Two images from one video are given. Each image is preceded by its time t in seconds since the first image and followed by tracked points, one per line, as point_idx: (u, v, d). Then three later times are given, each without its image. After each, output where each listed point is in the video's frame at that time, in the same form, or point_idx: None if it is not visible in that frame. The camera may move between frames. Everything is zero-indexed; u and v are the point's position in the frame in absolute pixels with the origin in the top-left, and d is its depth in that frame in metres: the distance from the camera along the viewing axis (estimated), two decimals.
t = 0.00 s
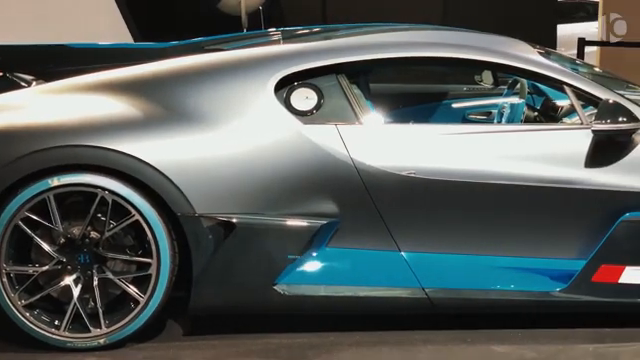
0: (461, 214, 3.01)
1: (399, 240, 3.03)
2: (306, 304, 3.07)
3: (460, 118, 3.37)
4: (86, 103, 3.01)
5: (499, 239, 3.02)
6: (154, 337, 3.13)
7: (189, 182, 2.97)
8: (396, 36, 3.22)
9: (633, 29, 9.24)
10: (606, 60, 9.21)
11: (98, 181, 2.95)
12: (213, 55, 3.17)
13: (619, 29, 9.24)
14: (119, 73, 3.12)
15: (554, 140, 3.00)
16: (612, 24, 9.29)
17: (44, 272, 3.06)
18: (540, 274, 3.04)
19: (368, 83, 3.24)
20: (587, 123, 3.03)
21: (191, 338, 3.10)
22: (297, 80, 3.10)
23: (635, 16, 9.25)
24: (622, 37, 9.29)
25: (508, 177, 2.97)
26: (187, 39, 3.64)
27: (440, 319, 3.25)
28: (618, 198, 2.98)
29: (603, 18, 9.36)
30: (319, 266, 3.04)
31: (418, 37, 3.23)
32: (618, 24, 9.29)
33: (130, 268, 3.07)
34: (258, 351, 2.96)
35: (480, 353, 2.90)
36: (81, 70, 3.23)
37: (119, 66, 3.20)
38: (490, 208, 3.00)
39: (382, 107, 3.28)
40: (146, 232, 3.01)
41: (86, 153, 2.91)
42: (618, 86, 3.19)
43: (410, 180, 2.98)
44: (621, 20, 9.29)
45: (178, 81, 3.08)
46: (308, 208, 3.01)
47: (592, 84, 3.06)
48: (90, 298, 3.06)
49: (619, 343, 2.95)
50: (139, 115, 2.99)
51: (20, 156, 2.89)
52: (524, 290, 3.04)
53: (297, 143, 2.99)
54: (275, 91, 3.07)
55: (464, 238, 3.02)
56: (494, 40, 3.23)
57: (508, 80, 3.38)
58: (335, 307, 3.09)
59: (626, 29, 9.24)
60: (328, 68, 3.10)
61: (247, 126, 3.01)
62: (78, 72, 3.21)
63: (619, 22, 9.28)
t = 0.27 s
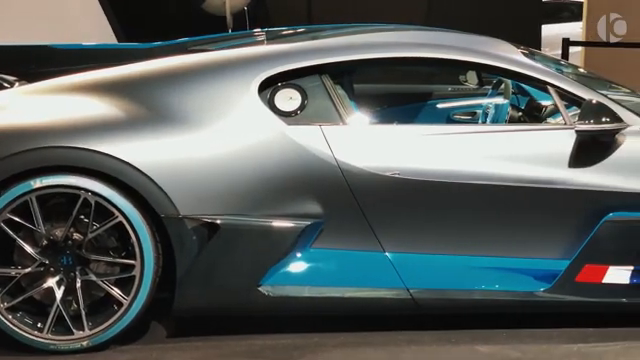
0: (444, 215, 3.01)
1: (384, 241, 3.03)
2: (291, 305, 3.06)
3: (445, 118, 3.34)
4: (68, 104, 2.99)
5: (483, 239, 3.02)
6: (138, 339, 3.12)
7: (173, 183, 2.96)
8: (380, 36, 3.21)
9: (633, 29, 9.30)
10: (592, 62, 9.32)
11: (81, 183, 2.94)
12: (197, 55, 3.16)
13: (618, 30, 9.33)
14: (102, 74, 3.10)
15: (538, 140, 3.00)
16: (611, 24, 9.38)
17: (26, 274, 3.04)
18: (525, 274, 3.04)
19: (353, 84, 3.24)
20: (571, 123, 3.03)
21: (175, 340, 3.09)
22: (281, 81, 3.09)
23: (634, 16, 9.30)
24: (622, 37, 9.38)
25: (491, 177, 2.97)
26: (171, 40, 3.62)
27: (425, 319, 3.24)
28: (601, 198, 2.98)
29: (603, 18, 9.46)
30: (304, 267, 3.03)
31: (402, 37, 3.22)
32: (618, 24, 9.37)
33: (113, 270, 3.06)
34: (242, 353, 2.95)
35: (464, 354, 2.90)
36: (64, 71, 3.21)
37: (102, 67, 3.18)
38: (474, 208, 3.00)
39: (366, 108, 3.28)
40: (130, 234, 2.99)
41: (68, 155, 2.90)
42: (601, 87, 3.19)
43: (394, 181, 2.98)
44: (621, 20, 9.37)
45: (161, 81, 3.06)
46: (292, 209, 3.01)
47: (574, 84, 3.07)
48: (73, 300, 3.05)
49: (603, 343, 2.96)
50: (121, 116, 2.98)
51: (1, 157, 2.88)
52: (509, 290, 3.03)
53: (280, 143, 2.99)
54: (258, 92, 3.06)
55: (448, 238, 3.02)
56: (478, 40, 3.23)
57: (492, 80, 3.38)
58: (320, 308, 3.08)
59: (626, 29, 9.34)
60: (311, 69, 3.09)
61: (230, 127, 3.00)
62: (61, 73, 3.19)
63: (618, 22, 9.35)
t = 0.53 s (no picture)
0: (430, 216, 3.01)
1: (369, 242, 3.02)
2: (276, 307, 3.06)
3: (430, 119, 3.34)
4: (52, 105, 2.97)
5: (468, 240, 3.02)
6: (122, 341, 3.11)
7: (157, 185, 2.94)
8: (366, 37, 3.21)
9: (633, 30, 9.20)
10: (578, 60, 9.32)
11: (65, 185, 2.92)
12: (181, 57, 3.15)
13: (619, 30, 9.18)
14: (86, 75, 3.09)
15: (522, 140, 3.01)
16: (611, 24, 9.22)
17: (10, 276, 3.02)
18: (510, 274, 3.04)
19: (338, 85, 3.23)
20: (555, 124, 3.05)
21: (160, 342, 3.08)
22: (265, 82, 3.09)
23: (634, 16, 9.20)
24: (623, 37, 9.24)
25: (476, 178, 2.98)
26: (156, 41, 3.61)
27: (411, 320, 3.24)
28: (586, 198, 2.98)
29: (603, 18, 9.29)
30: (289, 268, 3.03)
31: (386, 38, 3.22)
32: (618, 24, 9.21)
33: (98, 272, 3.04)
34: (227, 355, 2.95)
35: (449, 354, 2.90)
36: (47, 72, 3.19)
37: (86, 68, 3.17)
38: (459, 209, 3.00)
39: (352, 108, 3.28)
40: (114, 236, 2.98)
41: (51, 156, 2.88)
42: (586, 87, 3.20)
43: (379, 182, 2.98)
44: (621, 20, 9.22)
45: (145, 83, 3.05)
46: (277, 211, 3.00)
47: (559, 85, 3.08)
48: (57, 303, 3.03)
49: (587, 343, 2.97)
50: (104, 118, 2.96)
51: None
52: (494, 291, 3.03)
53: (265, 145, 2.98)
54: (243, 93, 3.05)
55: (433, 239, 3.02)
56: (463, 41, 3.23)
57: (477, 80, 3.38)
58: (305, 310, 3.08)
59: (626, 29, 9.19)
60: (296, 70, 3.09)
61: (215, 128, 2.99)
62: (44, 74, 3.17)
63: (618, 22, 9.21)
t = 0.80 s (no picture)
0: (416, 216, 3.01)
1: (355, 243, 3.02)
2: (262, 309, 3.05)
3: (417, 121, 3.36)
4: (36, 106, 2.96)
5: (454, 241, 3.02)
6: (108, 343, 3.10)
7: (142, 186, 2.93)
8: (352, 38, 3.21)
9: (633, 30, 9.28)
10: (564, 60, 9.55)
11: (50, 186, 2.90)
12: (167, 58, 3.14)
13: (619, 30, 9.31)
14: (72, 76, 3.08)
15: (508, 141, 3.01)
16: (611, 24, 9.37)
17: None
18: (496, 275, 3.04)
19: (324, 86, 3.23)
20: (541, 125, 3.04)
21: (146, 344, 3.07)
22: (251, 83, 3.08)
23: (634, 16, 9.27)
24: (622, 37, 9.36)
25: (462, 179, 2.98)
26: (143, 42, 3.60)
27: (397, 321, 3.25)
28: (572, 199, 2.98)
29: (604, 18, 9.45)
30: (275, 270, 3.02)
31: (372, 39, 3.21)
32: (617, 24, 9.34)
33: (83, 274, 3.03)
34: (213, 357, 2.94)
35: (435, 355, 2.90)
36: (32, 73, 3.18)
37: (71, 69, 3.16)
38: (445, 210, 3.00)
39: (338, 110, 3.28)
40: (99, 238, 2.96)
41: (36, 158, 2.86)
42: (572, 88, 3.21)
43: (366, 183, 2.98)
44: (621, 20, 9.33)
45: (131, 84, 3.04)
46: (263, 212, 3.00)
47: (545, 86, 3.08)
48: (42, 305, 3.02)
49: (573, 343, 2.97)
50: (90, 119, 2.95)
51: None
52: (480, 291, 3.03)
53: (251, 146, 2.97)
54: (229, 94, 3.05)
55: (420, 240, 3.02)
56: (449, 42, 3.23)
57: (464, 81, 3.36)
58: (292, 311, 3.07)
59: (625, 29, 9.30)
60: (282, 71, 3.08)
61: (201, 130, 2.98)
62: (30, 75, 3.16)
63: (619, 22, 9.34)
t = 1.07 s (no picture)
0: (403, 217, 3.00)
1: (343, 244, 3.02)
2: (250, 310, 3.04)
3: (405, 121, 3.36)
4: (22, 107, 2.94)
5: (441, 242, 3.01)
6: (95, 345, 3.08)
7: (129, 187, 2.92)
8: (340, 38, 3.20)
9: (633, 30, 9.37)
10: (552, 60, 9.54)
11: (35, 187, 2.89)
12: (154, 58, 3.13)
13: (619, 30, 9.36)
14: (58, 76, 3.06)
15: (496, 142, 3.01)
16: (612, 24, 9.41)
17: None
18: (484, 275, 3.04)
19: (311, 87, 3.23)
20: (528, 125, 3.04)
21: (133, 346, 3.05)
22: (238, 83, 3.07)
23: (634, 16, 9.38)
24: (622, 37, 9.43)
25: (449, 179, 2.97)
26: (130, 43, 3.58)
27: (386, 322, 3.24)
28: (559, 199, 2.98)
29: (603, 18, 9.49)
30: (263, 271, 3.01)
31: (360, 39, 3.20)
32: (618, 24, 9.40)
33: (69, 275, 3.02)
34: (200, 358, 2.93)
35: (423, 356, 2.90)
36: (18, 73, 3.16)
37: (58, 69, 3.14)
38: (433, 210, 3.00)
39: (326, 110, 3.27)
40: (86, 239, 2.95)
41: (22, 159, 2.85)
42: (559, 88, 3.21)
43: (353, 183, 2.97)
44: (621, 20, 9.40)
45: (117, 84, 3.03)
46: (251, 213, 2.98)
47: (532, 86, 3.08)
48: (28, 307, 3.00)
49: (561, 343, 2.97)
50: (76, 119, 2.93)
51: None
52: (468, 291, 3.03)
53: (238, 146, 2.96)
54: (216, 95, 3.04)
55: (408, 242, 3.01)
56: (437, 42, 3.23)
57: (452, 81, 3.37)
58: (279, 312, 3.06)
59: (626, 30, 9.38)
60: (269, 72, 3.08)
61: (187, 131, 2.97)
62: (15, 75, 3.14)
63: (619, 22, 9.39)
